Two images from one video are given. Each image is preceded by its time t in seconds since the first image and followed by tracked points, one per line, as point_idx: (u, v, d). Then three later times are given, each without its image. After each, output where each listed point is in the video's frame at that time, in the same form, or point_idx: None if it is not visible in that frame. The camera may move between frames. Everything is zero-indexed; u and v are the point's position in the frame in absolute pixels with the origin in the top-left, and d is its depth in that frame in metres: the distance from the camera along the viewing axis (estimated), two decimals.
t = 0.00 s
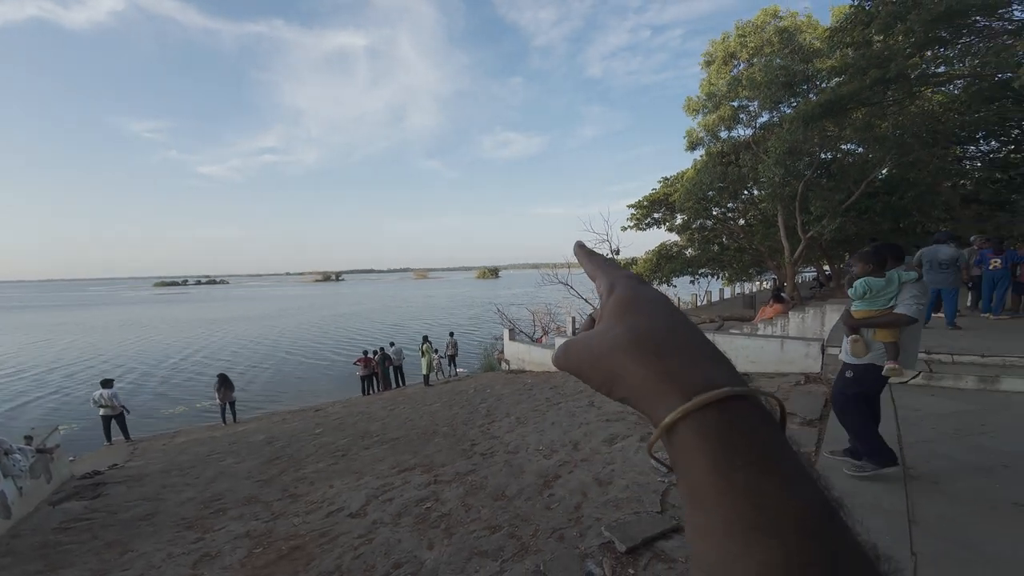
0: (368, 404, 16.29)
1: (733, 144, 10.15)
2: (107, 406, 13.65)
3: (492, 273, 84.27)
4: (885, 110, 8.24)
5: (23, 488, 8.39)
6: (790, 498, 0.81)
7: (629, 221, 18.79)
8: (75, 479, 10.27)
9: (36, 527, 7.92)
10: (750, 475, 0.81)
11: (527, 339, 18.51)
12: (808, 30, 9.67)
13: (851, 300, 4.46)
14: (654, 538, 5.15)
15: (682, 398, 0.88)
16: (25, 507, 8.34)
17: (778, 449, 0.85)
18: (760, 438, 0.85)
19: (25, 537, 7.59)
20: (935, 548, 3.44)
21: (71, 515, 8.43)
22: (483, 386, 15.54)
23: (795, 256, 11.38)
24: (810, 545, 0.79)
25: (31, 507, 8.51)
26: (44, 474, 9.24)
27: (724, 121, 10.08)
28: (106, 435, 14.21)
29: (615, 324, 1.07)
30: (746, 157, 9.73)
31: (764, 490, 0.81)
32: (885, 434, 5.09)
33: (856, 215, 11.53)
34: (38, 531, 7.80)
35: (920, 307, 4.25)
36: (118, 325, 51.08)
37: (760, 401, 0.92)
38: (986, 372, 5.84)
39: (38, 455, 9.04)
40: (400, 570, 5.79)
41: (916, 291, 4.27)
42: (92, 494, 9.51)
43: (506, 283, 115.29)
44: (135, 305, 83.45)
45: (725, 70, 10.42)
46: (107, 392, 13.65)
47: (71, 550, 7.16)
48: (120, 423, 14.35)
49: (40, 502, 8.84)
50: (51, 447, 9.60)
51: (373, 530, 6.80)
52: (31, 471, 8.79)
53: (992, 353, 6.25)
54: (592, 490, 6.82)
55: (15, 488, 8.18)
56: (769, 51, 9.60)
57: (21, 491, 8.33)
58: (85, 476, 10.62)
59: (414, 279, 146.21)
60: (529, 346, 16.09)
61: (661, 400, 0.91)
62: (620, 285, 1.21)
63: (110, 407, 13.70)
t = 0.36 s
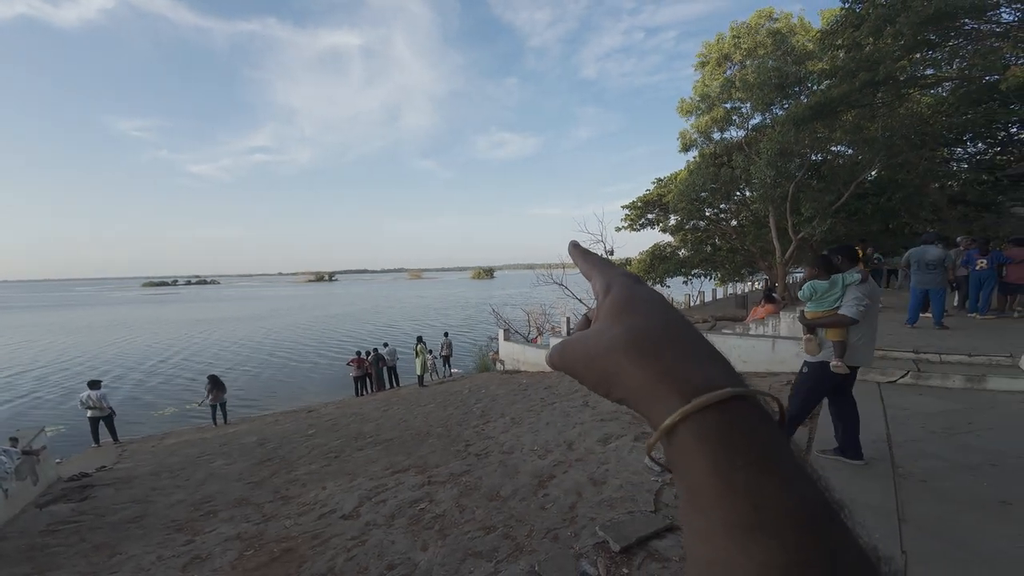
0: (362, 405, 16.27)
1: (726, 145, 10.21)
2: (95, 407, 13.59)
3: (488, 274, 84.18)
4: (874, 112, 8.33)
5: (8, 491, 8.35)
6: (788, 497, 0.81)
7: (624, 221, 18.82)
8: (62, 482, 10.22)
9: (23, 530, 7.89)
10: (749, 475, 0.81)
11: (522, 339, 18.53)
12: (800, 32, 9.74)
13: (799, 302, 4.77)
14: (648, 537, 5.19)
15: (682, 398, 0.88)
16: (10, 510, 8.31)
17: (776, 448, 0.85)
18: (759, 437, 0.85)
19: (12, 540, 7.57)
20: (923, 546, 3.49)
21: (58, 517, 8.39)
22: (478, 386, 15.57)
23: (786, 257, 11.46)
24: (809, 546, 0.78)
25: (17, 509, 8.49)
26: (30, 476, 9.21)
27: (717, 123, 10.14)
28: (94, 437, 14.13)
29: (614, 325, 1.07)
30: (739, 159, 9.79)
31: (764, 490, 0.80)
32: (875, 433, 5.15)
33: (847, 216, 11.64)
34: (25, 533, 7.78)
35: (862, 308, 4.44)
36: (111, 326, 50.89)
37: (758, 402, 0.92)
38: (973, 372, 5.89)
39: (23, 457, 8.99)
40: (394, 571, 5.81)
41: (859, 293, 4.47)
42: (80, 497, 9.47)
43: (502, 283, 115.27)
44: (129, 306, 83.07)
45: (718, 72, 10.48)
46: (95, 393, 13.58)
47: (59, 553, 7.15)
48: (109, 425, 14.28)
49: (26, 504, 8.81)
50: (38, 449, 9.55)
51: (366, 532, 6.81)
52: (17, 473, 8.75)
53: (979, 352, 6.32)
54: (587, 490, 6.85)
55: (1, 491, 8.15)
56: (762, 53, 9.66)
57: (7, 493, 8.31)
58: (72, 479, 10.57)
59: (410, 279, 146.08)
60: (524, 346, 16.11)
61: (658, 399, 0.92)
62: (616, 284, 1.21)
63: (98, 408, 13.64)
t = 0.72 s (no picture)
0: (362, 405, 16.27)
1: (728, 146, 10.23)
2: (97, 406, 13.60)
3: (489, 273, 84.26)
4: (876, 113, 8.33)
5: (9, 489, 8.37)
6: None
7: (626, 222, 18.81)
8: (63, 480, 10.24)
9: (24, 528, 7.90)
10: None
11: (523, 339, 18.52)
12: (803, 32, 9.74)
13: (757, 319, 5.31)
14: (648, 538, 5.19)
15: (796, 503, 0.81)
16: (12, 509, 8.33)
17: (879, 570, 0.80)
18: (803, 482, 0.84)
19: (12, 538, 7.59)
20: (923, 546, 3.49)
21: (58, 516, 8.41)
22: (479, 386, 15.57)
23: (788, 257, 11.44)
24: None
25: (18, 508, 8.51)
26: (32, 475, 9.22)
27: (719, 123, 10.13)
28: (95, 435, 14.15)
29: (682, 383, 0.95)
30: (741, 160, 9.78)
31: None
32: (875, 434, 5.15)
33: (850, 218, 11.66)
34: (25, 531, 7.79)
35: (809, 323, 4.87)
36: (113, 324, 50.91)
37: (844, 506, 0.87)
38: (976, 373, 5.89)
39: (25, 455, 9.01)
40: (394, 571, 5.80)
41: (807, 310, 4.89)
42: (80, 496, 9.49)
43: (503, 283, 115.28)
44: (130, 305, 83.18)
45: (721, 71, 10.48)
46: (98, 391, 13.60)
47: (59, 551, 7.15)
48: (109, 424, 14.28)
49: (28, 503, 8.83)
50: (39, 447, 9.56)
51: (366, 531, 6.81)
52: (18, 472, 8.77)
53: (981, 354, 6.31)
54: (587, 490, 6.84)
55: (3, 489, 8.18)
56: (765, 53, 9.66)
57: (8, 491, 8.32)
58: (73, 477, 10.59)
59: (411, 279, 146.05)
60: (524, 346, 16.11)
61: (767, 500, 0.82)
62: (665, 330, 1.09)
63: (101, 406, 13.65)
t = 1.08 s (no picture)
0: (373, 403, 16.31)
1: (744, 146, 10.21)
2: (118, 402, 13.71)
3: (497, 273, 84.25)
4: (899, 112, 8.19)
5: (31, 483, 8.48)
6: None
7: (637, 223, 18.71)
8: (84, 475, 10.33)
9: (45, 522, 7.97)
10: None
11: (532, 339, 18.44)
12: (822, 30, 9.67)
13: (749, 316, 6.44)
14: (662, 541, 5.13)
15: None
16: (33, 503, 8.42)
17: None
18: None
19: (33, 532, 7.65)
20: (945, 552, 3.41)
21: (79, 510, 8.45)
22: (488, 386, 15.54)
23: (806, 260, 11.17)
24: None
25: (40, 501, 8.60)
26: (55, 469, 9.36)
27: (734, 122, 10.04)
28: (115, 431, 14.26)
29: None
30: (756, 159, 9.60)
31: None
32: (899, 439, 5.04)
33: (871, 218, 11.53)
34: (47, 525, 7.88)
35: (790, 320, 5.95)
36: (125, 322, 51.33)
37: None
38: (1002, 378, 5.79)
39: (48, 450, 9.18)
40: (405, 569, 5.76)
41: (786, 308, 6.00)
42: (101, 489, 9.54)
43: (510, 284, 115.24)
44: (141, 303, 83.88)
45: (738, 69, 10.41)
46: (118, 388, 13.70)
47: (78, 546, 7.17)
48: (128, 420, 14.40)
49: (50, 496, 8.93)
50: (61, 443, 9.72)
51: (377, 529, 6.78)
52: (42, 467, 8.90)
53: (1008, 358, 6.18)
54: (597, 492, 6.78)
55: (24, 483, 8.28)
56: (783, 51, 9.55)
57: (31, 485, 8.44)
58: (92, 472, 10.68)
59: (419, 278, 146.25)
60: (535, 347, 16.03)
61: None
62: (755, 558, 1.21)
63: (122, 403, 13.75)
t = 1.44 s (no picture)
0: (395, 402, 16.36)
1: (776, 144, 10.06)
2: (159, 396, 13.89)
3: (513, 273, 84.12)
4: (943, 107, 7.90)
5: (77, 474, 8.53)
6: None
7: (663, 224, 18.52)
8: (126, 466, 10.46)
9: (87, 512, 8.02)
10: None
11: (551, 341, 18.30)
12: (859, 24, 9.46)
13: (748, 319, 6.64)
14: (685, 548, 5.00)
15: None
16: (77, 493, 8.47)
17: None
18: None
19: (75, 521, 7.68)
20: (992, 563, 3.23)
21: (119, 501, 8.52)
22: (507, 387, 15.44)
23: (843, 262, 11.03)
24: None
25: (84, 492, 8.66)
26: (99, 460, 9.42)
27: (766, 120, 9.88)
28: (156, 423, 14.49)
29: None
30: (790, 156, 9.45)
31: None
32: (944, 449, 4.82)
33: (915, 219, 11.22)
34: (88, 514, 7.88)
35: (796, 326, 6.11)
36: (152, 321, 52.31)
37: None
38: None
39: (93, 442, 9.24)
40: (424, 567, 5.67)
41: (793, 314, 6.16)
42: (140, 481, 9.62)
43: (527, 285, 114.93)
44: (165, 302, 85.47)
45: (770, 64, 10.26)
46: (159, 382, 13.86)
47: (116, 536, 7.21)
48: (170, 413, 14.64)
49: (93, 488, 8.99)
50: (105, 434, 9.83)
51: (398, 526, 6.70)
52: (87, 457, 8.98)
53: None
54: (619, 497, 6.62)
55: (70, 474, 8.35)
56: (820, 45, 9.41)
57: (77, 475, 8.49)
58: (134, 463, 10.79)
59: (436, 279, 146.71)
60: (554, 348, 15.85)
61: None
62: None
63: (164, 398, 13.94)
